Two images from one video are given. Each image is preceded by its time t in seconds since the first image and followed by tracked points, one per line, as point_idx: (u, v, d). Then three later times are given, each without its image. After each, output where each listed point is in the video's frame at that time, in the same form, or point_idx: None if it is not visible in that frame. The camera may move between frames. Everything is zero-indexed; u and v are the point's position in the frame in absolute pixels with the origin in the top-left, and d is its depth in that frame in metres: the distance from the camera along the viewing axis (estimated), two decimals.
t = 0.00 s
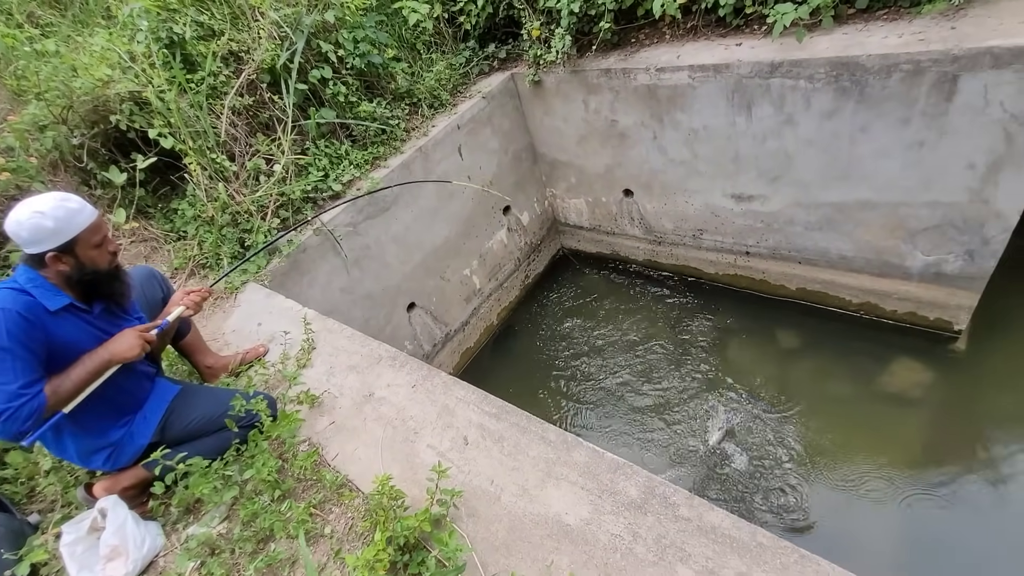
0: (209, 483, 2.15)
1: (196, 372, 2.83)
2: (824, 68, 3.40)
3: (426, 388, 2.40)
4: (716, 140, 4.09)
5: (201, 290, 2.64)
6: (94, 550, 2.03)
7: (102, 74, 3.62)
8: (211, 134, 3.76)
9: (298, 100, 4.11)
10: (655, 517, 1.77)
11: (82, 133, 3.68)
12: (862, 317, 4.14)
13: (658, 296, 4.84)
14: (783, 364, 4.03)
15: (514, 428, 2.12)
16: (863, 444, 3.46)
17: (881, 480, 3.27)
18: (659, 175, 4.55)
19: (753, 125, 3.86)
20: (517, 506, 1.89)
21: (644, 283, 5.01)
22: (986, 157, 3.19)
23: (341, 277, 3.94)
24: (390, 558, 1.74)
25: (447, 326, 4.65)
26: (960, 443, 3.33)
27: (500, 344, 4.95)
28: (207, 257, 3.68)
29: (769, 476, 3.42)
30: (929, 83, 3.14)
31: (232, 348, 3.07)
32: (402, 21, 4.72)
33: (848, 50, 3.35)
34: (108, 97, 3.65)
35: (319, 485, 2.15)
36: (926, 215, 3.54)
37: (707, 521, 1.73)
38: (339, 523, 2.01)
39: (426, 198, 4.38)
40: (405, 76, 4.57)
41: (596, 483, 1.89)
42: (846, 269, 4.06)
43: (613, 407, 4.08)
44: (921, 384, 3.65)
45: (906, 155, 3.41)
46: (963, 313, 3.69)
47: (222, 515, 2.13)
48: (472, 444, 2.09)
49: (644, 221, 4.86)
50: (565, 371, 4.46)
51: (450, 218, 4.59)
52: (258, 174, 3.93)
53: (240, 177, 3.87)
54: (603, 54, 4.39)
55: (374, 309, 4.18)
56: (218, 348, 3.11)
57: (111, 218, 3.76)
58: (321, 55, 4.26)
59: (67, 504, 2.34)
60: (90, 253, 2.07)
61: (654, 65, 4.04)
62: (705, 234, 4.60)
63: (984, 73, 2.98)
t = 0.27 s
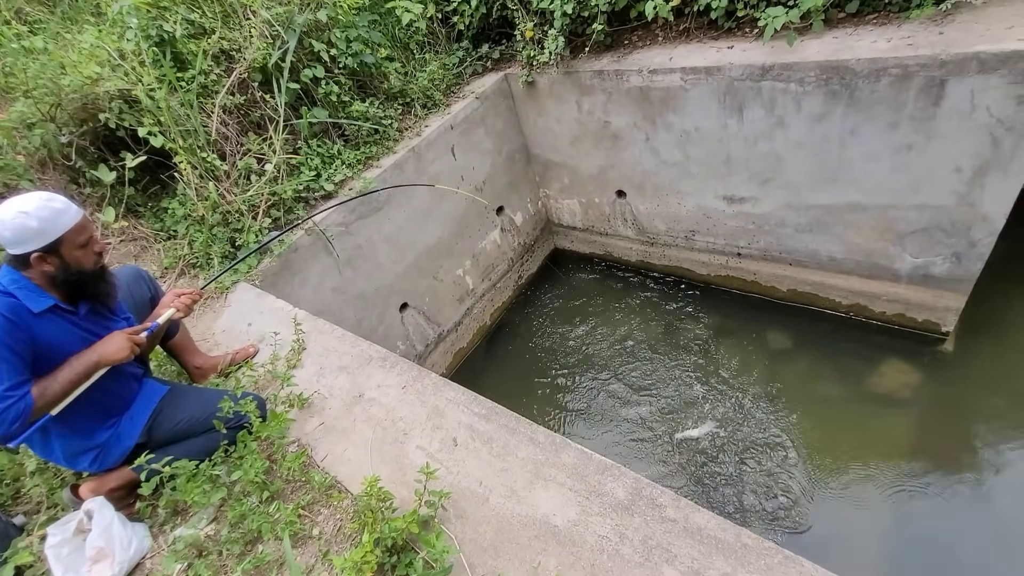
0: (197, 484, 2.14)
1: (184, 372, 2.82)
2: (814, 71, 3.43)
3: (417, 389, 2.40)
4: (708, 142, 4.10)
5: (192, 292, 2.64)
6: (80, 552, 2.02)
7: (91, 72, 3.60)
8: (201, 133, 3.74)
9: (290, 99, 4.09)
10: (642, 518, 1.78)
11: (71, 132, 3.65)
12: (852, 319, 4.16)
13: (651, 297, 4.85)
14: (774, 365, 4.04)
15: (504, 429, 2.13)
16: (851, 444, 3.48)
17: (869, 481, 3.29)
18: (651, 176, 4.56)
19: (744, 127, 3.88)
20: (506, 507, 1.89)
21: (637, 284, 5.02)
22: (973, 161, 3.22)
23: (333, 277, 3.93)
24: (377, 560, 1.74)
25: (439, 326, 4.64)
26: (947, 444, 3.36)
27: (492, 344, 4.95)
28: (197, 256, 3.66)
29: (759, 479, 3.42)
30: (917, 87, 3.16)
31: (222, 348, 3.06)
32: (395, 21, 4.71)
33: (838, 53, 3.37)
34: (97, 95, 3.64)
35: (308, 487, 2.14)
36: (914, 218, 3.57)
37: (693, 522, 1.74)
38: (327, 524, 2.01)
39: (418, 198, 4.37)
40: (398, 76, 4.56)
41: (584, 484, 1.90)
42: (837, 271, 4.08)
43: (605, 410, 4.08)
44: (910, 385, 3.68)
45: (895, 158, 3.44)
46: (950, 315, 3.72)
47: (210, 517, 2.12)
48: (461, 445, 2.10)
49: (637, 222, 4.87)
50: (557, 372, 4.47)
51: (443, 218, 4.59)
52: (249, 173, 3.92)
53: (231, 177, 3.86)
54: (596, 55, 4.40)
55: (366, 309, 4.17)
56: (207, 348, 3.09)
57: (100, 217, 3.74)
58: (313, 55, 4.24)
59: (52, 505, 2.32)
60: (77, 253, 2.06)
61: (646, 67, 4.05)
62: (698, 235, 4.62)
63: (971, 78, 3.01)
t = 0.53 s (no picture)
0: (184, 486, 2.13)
1: (173, 371, 2.80)
2: (807, 75, 3.44)
3: (407, 390, 2.39)
4: (702, 144, 4.11)
5: (178, 286, 2.64)
6: (64, 553, 2.01)
7: (81, 66, 3.57)
8: (193, 130, 3.71)
9: (283, 96, 4.07)
10: (630, 521, 1.78)
11: (60, 126, 3.62)
12: (844, 321, 4.18)
13: (644, 298, 4.86)
14: (765, 368, 4.05)
15: (493, 431, 2.12)
16: (841, 446, 3.50)
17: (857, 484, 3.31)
18: (646, 177, 4.56)
19: (738, 129, 3.89)
20: (494, 509, 1.89)
21: (630, 284, 5.03)
22: (963, 166, 3.23)
23: (326, 275, 3.91)
24: (364, 562, 1.73)
25: (432, 325, 4.62)
26: (933, 447, 3.38)
27: (486, 344, 4.94)
28: (188, 254, 3.63)
29: (751, 482, 3.41)
30: (909, 92, 3.18)
31: (211, 347, 3.04)
32: (390, 18, 4.69)
33: (832, 57, 3.38)
34: (87, 90, 3.60)
35: (296, 488, 2.13)
36: (905, 221, 3.58)
37: (681, 526, 1.74)
38: (315, 526, 2.00)
39: (412, 197, 4.35)
40: (393, 74, 4.54)
41: (572, 486, 1.90)
42: (829, 274, 4.09)
43: (597, 413, 4.07)
44: (899, 388, 3.70)
45: (886, 163, 3.45)
46: (940, 319, 3.75)
47: (197, 518, 2.11)
48: (451, 447, 2.09)
49: (631, 223, 4.87)
50: (549, 373, 4.46)
51: (437, 218, 4.57)
52: (241, 170, 3.90)
53: (223, 174, 3.84)
54: (591, 56, 4.39)
55: (359, 308, 4.15)
56: (197, 347, 3.07)
57: (90, 213, 3.71)
58: (307, 52, 4.21)
59: (36, 505, 2.31)
60: (62, 252, 2.06)
61: (641, 68, 4.05)
62: (691, 236, 4.62)
63: (962, 83, 3.02)
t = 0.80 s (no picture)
0: (173, 486, 2.12)
1: (164, 369, 2.78)
2: (805, 80, 3.44)
3: (400, 391, 2.38)
4: (700, 147, 4.10)
5: (167, 279, 2.62)
6: (51, 552, 2.02)
7: (75, 60, 3.53)
8: (188, 125, 3.70)
9: (280, 93, 4.04)
10: (620, 527, 1.77)
11: (53, 120, 3.59)
12: (838, 326, 4.19)
13: (640, 300, 4.86)
14: (759, 372, 4.05)
15: (486, 433, 2.11)
16: (832, 452, 3.50)
17: (848, 489, 3.32)
18: (643, 179, 4.56)
19: (735, 134, 3.89)
20: (485, 513, 1.88)
21: (625, 286, 5.02)
22: (958, 174, 3.24)
23: (321, 273, 3.89)
24: (354, 565, 1.72)
25: (428, 324, 4.61)
26: (924, 453, 3.39)
27: (481, 344, 4.93)
28: (182, 250, 3.61)
29: (745, 488, 3.40)
30: (906, 99, 3.18)
31: (203, 344, 3.03)
32: (389, 16, 4.68)
33: (830, 63, 3.38)
34: (81, 83, 3.57)
35: (286, 488, 2.12)
36: (901, 228, 3.59)
37: (672, 531, 1.74)
38: (305, 527, 1.99)
39: (409, 196, 4.33)
40: (391, 72, 4.52)
41: (564, 491, 1.89)
42: (824, 279, 4.10)
43: (591, 417, 4.05)
44: (893, 394, 3.71)
45: (883, 169, 3.46)
46: (934, 325, 3.76)
47: (186, 518, 2.10)
48: (442, 449, 2.08)
49: (628, 225, 4.87)
50: (544, 374, 4.45)
51: (433, 217, 4.56)
52: (237, 166, 3.88)
53: (218, 170, 3.82)
54: (590, 57, 4.38)
55: (354, 307, 4.13)
56: (189, 344, 3.05)
57: (83, 208, 3.69)
58: (305, 48, 4.19)
59: (23, 503, 2.30)
60: (54, 247, 2.05)
61: (640, 70, 4.04)
62: (688, 239, 4.62)
63: (959, 91, 3.02)
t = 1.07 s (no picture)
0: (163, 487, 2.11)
1: (157, 368, 2.76)
2: (803, 84, 3.44)
3: (393, 393, 2.37)
4: (697, 149, 4.10)
5: (163, 275, 2.60)
6: (39, 553, 2.01)
7: (69, 55, 3.51)
8: (183, 122, 3.67)
9: (277, 91, 4.02)
10: (612, 533, 1.77)
11: (47, 115, 3.56)
12: (831, 329, 4.20)
13: (636, 301, 4.85)
14: (754, 375, 4.04)
15: (478, 436, 2.10)
16: (827, 456, 3.50)
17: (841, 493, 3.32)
18: (640, 181, 4.55)
19: (733, 137, 3.89)
20: (476, 517, 1.87)
21: (621, 287, 5.02)
22: (954, 179, 3.24)
23: (316, 272, 3.87)
24: (344, 569, 1.71)
25: (423, 324, 4.59)
26: (917, 458, 3.40)
27: (477, 344, 4.91)
28: (176, 248, 3.60)
29: (736, 492, 3.40)
30: (903, 104, 3.18)
31: (196, 343, 3.02)
32: (387, 15, 4.66)
33: (828, 67, 3.38)
34: (75, 79, 3.55)
35: (277, 490, 2.11)
36: (897, 233, 3.59)
37: (663, 538, 1.73)
38: (295, 530, 1.98)
39: (405, 196, 4.31)
40: (389, 71, 4.50)
41: (556, 495, 1.88)
42: (821, 283, 4.10)
43: (585, 420, 4.03)
44: (886, 398, 3.71)
45: (879, 174, 3.46)
46: (928, 330, 3.77)
47: (176, 519, 2.09)
48: (435, 452, 2.07)
49: (625, 227, 4.86)
50: (538, 375, 4.44)
51: (430, 217, 4.54)
52: (232, 164, 3.86)
53: (213, 168, 3.80)
54: (589, 58, 4.37)
55: (350, 306, 4.11)
56: (182, 343, 3.03)
57: (76, 204, 3.66)
58: (302, 46, 4.17)
59: (11, 503, 2.30)
60: (42, 245, 2.03)
61: (638, 72, 4.03)
62: (685, 242, 4.62)
63: (955, 97, 3.03)
